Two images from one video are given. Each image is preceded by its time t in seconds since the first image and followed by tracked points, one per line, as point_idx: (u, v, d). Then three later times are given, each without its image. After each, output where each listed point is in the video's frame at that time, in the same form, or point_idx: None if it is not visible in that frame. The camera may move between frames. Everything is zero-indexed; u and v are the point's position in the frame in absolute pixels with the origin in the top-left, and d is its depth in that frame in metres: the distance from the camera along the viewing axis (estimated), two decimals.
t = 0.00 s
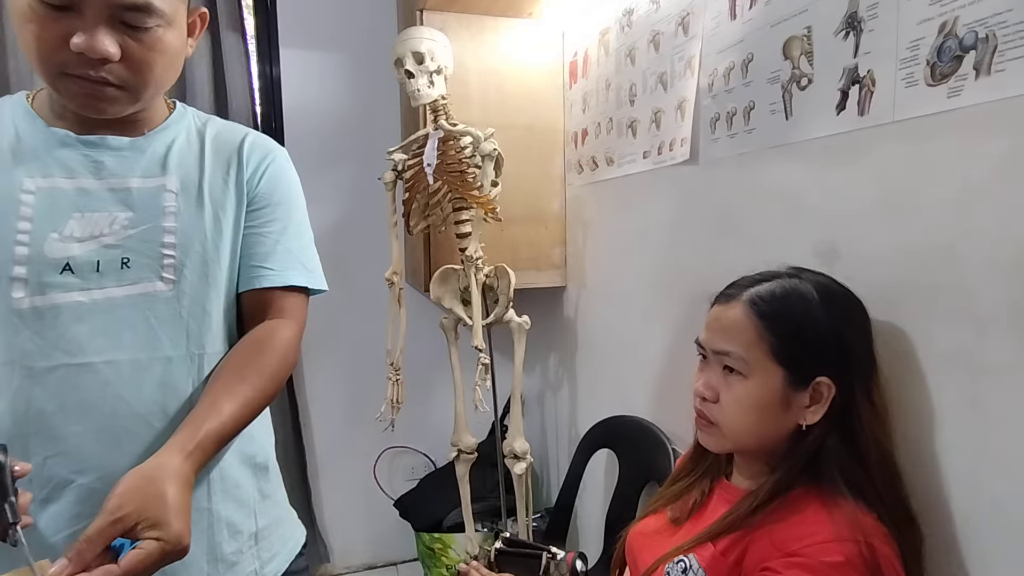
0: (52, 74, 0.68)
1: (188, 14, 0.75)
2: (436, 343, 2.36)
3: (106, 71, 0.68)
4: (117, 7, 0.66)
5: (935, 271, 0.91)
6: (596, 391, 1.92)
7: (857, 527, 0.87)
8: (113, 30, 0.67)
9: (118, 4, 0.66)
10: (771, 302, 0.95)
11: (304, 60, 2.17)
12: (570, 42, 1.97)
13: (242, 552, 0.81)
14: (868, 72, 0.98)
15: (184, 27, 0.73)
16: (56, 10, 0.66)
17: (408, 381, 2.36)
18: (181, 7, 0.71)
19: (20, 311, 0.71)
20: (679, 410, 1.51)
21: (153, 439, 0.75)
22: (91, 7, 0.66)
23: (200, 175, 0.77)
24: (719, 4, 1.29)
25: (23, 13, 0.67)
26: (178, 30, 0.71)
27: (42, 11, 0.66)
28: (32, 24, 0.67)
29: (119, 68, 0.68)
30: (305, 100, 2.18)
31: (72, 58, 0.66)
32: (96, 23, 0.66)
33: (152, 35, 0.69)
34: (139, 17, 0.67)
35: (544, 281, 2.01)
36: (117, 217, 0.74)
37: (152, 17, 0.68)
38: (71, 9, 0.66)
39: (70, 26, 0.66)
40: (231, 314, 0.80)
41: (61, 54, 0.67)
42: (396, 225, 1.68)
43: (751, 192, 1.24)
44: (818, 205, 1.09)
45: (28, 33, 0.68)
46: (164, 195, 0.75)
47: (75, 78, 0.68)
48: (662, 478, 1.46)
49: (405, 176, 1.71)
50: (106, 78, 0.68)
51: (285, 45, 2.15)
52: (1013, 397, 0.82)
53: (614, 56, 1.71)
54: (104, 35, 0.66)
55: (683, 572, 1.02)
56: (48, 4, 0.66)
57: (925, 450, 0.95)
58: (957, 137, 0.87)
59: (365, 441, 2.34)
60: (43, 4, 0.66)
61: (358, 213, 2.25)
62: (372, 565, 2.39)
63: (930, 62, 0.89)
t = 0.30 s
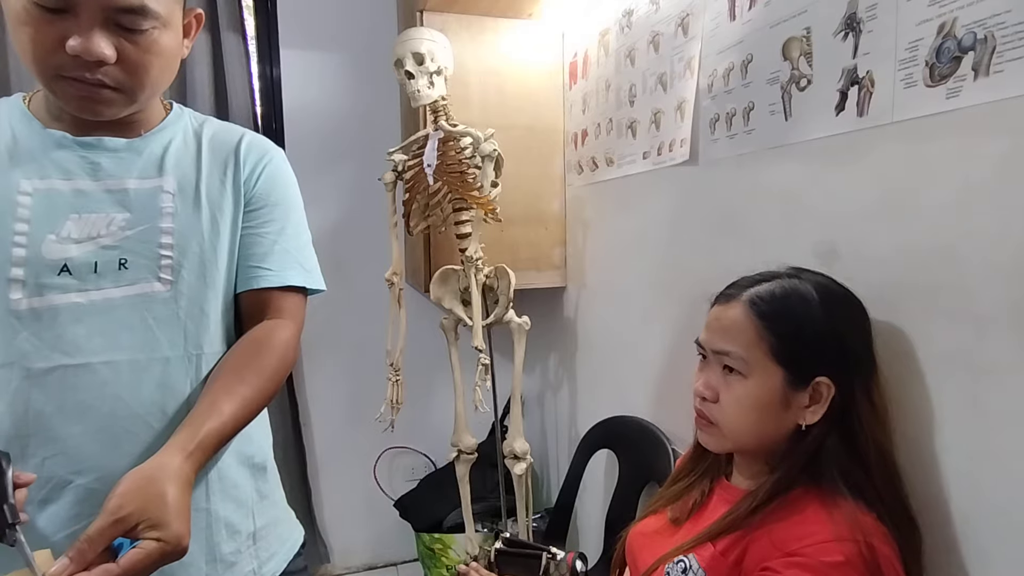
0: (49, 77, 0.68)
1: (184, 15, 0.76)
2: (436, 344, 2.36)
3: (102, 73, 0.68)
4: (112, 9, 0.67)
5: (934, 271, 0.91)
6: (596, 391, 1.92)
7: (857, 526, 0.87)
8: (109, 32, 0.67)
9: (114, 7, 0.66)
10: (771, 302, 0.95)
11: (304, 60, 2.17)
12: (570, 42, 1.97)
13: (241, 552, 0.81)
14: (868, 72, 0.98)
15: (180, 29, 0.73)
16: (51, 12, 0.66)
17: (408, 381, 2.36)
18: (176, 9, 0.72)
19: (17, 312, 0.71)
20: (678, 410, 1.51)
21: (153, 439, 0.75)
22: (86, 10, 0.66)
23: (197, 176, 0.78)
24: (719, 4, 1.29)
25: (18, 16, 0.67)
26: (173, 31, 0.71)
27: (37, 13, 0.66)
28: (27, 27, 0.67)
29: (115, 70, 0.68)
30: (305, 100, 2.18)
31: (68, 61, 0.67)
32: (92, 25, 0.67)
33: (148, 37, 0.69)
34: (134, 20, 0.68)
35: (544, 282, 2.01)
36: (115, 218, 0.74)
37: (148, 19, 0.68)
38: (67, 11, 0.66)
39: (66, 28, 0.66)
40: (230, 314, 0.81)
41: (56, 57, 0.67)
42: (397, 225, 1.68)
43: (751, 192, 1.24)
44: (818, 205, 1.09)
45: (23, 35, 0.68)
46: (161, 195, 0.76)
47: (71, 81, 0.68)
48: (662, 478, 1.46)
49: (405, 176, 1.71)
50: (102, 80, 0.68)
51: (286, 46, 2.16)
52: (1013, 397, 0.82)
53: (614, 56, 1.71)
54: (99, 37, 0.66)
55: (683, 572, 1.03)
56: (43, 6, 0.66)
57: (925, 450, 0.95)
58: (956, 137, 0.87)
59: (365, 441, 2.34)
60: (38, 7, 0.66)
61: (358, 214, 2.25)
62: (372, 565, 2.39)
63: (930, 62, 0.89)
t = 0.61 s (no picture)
0: (45, 77, 0.68)
1: (181, 15, 0.76)
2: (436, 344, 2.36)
3: (99, 75, 0.68)
4: (110, 10, 0.67)
5: (934, 271, 0.91)
6: (596, 392, 1.92)
7: (856, 526, 0.87)
8: (106, 33, 0.67)
9: (111, 8, 0.66)
10: (769, 302, 0.95)
11: (304, 60, 2.17)
12: (570, 43, 1.97)
13: (238, 553, 0.81)
14: (867, 73, 0.98)
15: (177, 29, 0.73)
16: (48, 13, 0.66)
17: (408, 382, 2.36)
18: (173, 10, 0.72)
19: (13, 314, 0.71)
20: (678, 410, 1.51)
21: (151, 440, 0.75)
22: (84, 11, 0.66)
23: (194, 176, 0.78)
24: (718, 5, 1.29)
25: (15, 16, 0.67)
26: (170, 32, 0.71)
27: (34, 14, 0.66)
28: (24, 27, 0.67)
29: (112, 71, 0.68)
30: (305, 100, 2.18)
31: (66, 62, 0.67)
32: (89, 26, 0.67)
33: (145, 38, 0.69)
34: (132, 21, 0.68)
35: (544, 282, 2.01)
36: (111, 219, 0.74)
37: (145, 20, 0.68)
38: (64, 12, 0.66)
39: (63, 29, 0.66)
40: (227, 315, 0.81)
41: (53, 58, 0.67)
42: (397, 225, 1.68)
43: (750, 192, 1.24)
44: (818, 205, 1.09)
45: (20, 35, 0.68)
46: (158, 196, 0.76)
47: (67, 81, 0.68)
48: (662, 479, 1.46)
49: (405, 177, 1.71)
50: (99, 81, 0.68)
51: (286, 46, 2.16)
52: (1012, 397, 0.82)
53: (614, 57, 1.71)
54: (96, 38, 0.66)
55: (682, 572, 1.02)
56: (40, 7, 0.66)
57: (925, 450, 0.95)
58: (956, 138, 0.87)
59: (365, 441, 2.34)
60: (35, 7, 0.66)
61: (358, 214, 2.25)
62: (372, 565, 2.39)
63: (929, 63, 0.89)
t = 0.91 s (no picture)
0: (41, 76, 0.68)
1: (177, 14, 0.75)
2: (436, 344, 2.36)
3: (95, 73, 0.68)
4: (107, 9, 0.66)
5: (935, 271, 0.91)
6: (596, 391, 1.92)
7: (857, 526, 0.87)
8: (102, 32, 0.67)
9: (108, 7, 0.66)
10: (768, 302, 0.95)
11: (304, 60, 2.17)
12: (570, 42, 1.97)
13: (236, 553, 0.81)
14: (868, 72, 0.97)
15: (173, 28, 0.73)
16: (45, 12, 0.66)
17: (408, 382, 2.36)
18: (170, 9, 0.71)
19: (8, 314, 0.70)
20: (678, 410, 1.51)
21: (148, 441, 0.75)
22: (80, 9, 0.66)
23: (190, 176, 0.78)
24: (718, 4, 1.29)
25: (11, 15, 0.67)
26: (167, 31, 0.71)
27: (30, 13, 0.66)
28: (19, 26, 0.67)
29: (109, 70, 0.68)
30: (305, 100, 2.18)
31: (62, 60, 0.66)
32: (85, 24, 0.66)
33: (142, 37, 0.69)
34: (128, 19, 0.67)
35: (544, 282, 2.01)
36: (107, 219, 0.73)
37: (142, 19, 0.68)
38: (60, 10, 0.66)
39: (59, 28, 0.66)
40: (224, 315, 0.80)
41: (49, 56, 0.66)
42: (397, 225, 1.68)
43: (751, 192, 1.24)
44: (818, 204, 1.09)
45: (16, 34, 0.67)
46: (153, 195, 0.75)
47: (63, 80, 0.68)
48: (662, 479, 1.45)
49: (404, 176, 1.71)
50: (95, 80, 0.68)
51: (285, 46, 2.15)
52: (1012, 397, 0.82)
53: (614, 56, 1.71)
54: (93, 37, 0.66)
55: (683, 573, 1.02)
56: (36, 6, 0.66)
57: (925, 450, 0.94)
58: (957, 137, 0.86)
59: (364, 441, 2.34)
60: (32, 6, 0.66)
61: (358, 214, 2.25)
62: (372, 565, 2.39)
63: (930, 62, 0.89)
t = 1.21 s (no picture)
0: (40, 76, 0.68)
1: (176, 15, 0.75)
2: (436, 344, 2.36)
3: (94, 73, 0.67)
4: (107, 10, 0.66)
5: (936, 271, 0.90)
6: (596, 391, 1.91)
7: (858, 525, 0.87)
8: (102, 32, 0.67)
9: (108, 7, 0.66)
10: (768, 302, 0.95)
11: (303, 60, 2.17)
12: (570, 42, 1.97)
13: (234, 553, 0.81)
14: (869, 72, 0.97)
15: (172, 28, 0.73)
16: (45, 12, 0.66)
17: (408, 382, 2.36)
18: (169, 9, 0.71)
19: (5, 312, 0.70)
20: (678, 410, 1.50)
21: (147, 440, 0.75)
22: (80, 9, 0.65)
23: (188, 175, 0.77)
24: (719, 4, 1.29)
25: (10, 15, 0.67)
26: (166, 31, 0.71)
27: (30, 12, 0.66)
28: (19, 25, 0.66)
29: (108, 70, 0.68)
30: (305, 100, 2.18)
31: (61, 60, 0.66)
32: (85, 24, 0.66)
33: (142, 38, 0.69)
34: (128, 20, 0.67)
35: (544, 282, 2.01)
36: (104, 218, 0.73)
37: (142, 20, 0.68)
38: (60, 11, 0.66)
39: (58, 27, 0.66)
40: (224, 315, 0.80)
41: (48, 56, 0.66)
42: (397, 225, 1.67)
43: (751, 192, 1.24)
44: (818, 204, 1.09)
45: (15, 34, 0.67)
46: (151, 195, 0.75)
47: (62, 80, 0.68)
48: (662, 479, 1.45)
49: (404, 176, 1.71)
50: (94, 80, 0.68)
51: (286, 45, 2.15)
52: (1014, 397, 0.82)
53: (614, 56, 1.71)
54: (92, 37, 0.66)
55: (684, 573, 1.02)
56: (36, 5, 0.66)
57: (926, 450, 0.94)
58: (958, 137, 0.86)
59: (364, 441, 2.34)
60: (31, 6, 0.66)
61: (358, 213, 2.24)
62: (372, 565, 2.39)
63: (931, 62, 0.89)
